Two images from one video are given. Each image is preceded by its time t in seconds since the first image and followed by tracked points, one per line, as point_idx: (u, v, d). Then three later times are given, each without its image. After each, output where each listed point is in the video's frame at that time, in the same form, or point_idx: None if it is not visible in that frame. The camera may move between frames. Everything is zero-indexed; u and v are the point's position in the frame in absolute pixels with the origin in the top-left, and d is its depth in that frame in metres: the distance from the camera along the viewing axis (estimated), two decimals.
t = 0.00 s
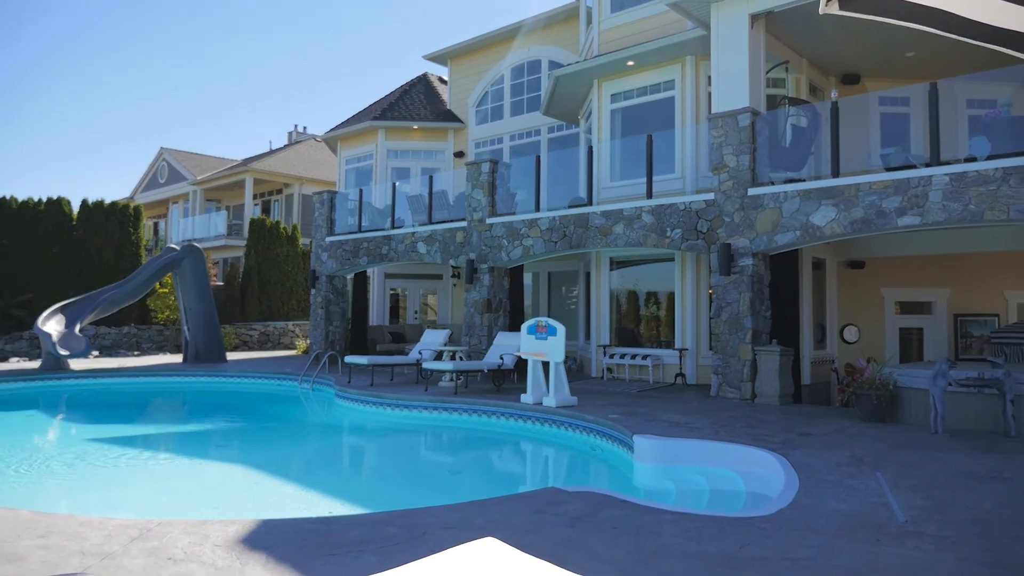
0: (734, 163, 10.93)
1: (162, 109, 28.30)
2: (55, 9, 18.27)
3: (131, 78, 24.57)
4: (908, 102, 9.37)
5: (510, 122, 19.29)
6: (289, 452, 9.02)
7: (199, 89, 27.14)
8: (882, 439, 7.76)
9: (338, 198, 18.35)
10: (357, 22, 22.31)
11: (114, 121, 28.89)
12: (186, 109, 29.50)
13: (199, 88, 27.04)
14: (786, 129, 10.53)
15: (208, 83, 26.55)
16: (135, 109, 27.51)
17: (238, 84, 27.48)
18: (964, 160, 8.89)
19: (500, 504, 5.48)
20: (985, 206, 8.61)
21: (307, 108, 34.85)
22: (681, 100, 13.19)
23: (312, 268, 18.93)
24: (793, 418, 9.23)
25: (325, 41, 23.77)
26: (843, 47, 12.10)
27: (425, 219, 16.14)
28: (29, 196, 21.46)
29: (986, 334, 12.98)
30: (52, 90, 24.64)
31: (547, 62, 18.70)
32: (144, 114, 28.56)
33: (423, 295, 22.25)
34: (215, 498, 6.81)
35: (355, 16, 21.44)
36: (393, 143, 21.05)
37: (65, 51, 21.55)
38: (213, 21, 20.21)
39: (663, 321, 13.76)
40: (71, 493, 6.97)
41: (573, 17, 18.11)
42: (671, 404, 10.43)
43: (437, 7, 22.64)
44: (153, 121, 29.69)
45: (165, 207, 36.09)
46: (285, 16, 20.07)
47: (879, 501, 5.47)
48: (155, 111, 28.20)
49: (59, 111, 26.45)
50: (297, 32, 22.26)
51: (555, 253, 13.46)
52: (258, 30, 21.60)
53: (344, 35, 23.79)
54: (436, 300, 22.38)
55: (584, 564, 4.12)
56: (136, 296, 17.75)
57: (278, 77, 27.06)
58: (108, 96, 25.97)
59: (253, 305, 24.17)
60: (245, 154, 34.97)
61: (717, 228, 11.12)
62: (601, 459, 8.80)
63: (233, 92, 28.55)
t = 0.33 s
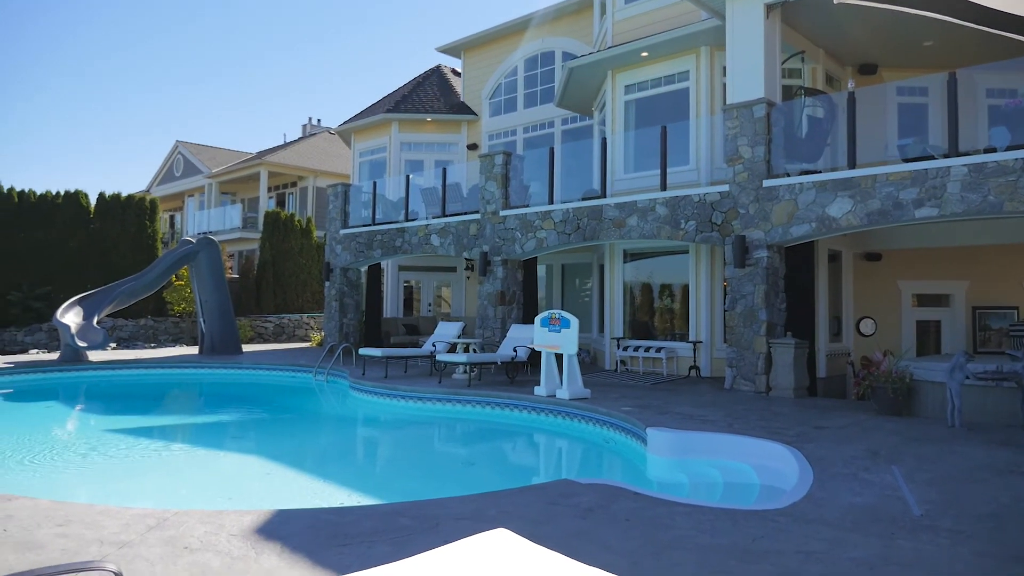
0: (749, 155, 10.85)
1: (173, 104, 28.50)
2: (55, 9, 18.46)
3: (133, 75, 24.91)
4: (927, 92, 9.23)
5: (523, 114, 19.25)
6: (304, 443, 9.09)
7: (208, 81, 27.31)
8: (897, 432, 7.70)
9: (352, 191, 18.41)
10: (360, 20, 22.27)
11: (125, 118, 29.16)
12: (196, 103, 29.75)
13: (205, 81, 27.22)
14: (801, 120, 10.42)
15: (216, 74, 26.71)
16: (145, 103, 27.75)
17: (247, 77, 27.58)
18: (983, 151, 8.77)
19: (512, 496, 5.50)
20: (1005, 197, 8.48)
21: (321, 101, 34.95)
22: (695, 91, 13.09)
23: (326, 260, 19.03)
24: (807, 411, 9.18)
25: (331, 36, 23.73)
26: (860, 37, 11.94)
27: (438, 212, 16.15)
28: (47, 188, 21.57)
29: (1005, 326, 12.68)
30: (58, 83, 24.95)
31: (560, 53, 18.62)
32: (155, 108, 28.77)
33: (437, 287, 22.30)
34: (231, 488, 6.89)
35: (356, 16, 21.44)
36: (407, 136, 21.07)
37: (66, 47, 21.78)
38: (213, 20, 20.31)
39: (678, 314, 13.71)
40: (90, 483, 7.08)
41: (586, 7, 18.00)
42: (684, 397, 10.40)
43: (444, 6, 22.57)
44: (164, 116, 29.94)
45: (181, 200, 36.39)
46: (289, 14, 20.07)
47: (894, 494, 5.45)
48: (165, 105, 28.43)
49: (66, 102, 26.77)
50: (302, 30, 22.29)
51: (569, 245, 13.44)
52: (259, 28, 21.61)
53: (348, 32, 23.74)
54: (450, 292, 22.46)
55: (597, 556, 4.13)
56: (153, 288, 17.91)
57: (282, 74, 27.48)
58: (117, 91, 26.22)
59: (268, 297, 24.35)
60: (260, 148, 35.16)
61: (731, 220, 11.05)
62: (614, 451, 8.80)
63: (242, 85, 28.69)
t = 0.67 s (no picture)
0: (768, 146, 10.74)
1: (189, 84, 28.88)
2: (54, 11, 18.75)
3: (144, 68, 25.40)
4: (950, 82, 9.10)
5: (541, 106, 19.19)
6: (323, 435, 9.20)
7: (220, 71, 27.56)
8: (917, 427, 7.62)
9: (369, 183, 18.49)
10: (360, 21, 22.28)
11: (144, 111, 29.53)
12: (214, 89, 30.23)
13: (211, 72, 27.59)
14: (822, 111, 10.30)
15: (222, 66, 27.01)
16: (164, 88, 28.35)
17: (259, 70, 27.86)
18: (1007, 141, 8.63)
19: (529, 488, 5.52)
20: None
21: (338, 93, 35.09)
22: (714, 82, 12.98)
23: (344, 253, 19.15)
24: (826, 405, 9.11)
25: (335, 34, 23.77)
26: (882, 27, 11.74)
27: (456, 205, 16.19)
28: (69, 182, 21.82)
29: None
30: (64, 76, 25.55)
31: (577, 45, 18.54)
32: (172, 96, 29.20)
33: (454, 280, 22.38)
34: (251, 479, 6.99)
35: (352, 18, 21.54)
36: (424, 129, 21.12)
37: (66, 45, 22.14)
38: (212, 20, 20.50)
39: (696, 307, 13.63)
40: (113, 472, 7.22)
41: None
42: (702, 390, 10.37)
43: (449, 6, 22.51)
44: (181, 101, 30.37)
45: (200, 194, 36.77)
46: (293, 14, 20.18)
47: (914, 489, 5.40)
48: (183, 88, 29.13)
49: (76, 90, 27.32)
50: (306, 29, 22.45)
51: (586, 238, 13.41)
52: (259, 28, 21.80)
53: (350, 31, 23.74)
54: (467, 285, 22.53)
55: (613, 548, 4.14)
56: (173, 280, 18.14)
57: (295, 67, 28.00)
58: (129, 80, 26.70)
59: (287, 290, 24.58)
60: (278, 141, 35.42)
61: (750, 213, 10.95)
62: (631, 444, 8.81)
63: (251, 75, 28.93)
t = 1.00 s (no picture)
0: (788, 138, 10.62)
1: (208, 78, 29.12)
2: (56, 9, 19.42)
3: (162, 62, 25.60)
4: (975, 72, 8.94)
5: (558, 98, 19.12)
6: (341, 427, 9.30)
7: (238, 65, 27.76)
8: (938, 421, 7.53)
9: (387, 176, 18.56)
10: (355, 21, 22.85)
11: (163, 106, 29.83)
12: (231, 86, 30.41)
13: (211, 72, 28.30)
14: (842, 101, 10.16)
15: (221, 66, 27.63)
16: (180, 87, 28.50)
17: (277, 63, 28.02)
18: None
19: (546, 480, 5.55)
20: None
21: (356, 87, 35.21)
22: (733, 74, 12.87)
23: (362, 246, 19.26)
24: (846, 399, 9.02)
25: (331, 34, 24.40)
26: (905, 16, 11.54)
27: (473, 198, 16.21)
28: (91, 176, 22.12)
29: None
30: (65, 75, 26.24)
31: (595, 37, 18.43)
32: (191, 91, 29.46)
33: (472, 273, 22.44)
34: (270, 470, 7.09)
35: (349, 17, 21.91)
36: (441, 122, 21.14)
37: (66, 43, 22.78)
38: (212, 20, 21.11)
39: (714, 299, 13.55)
40: (136, 463, 7.36)
41: None
42: (719, 383, 10.32)
43: (446, 5, 22.89)
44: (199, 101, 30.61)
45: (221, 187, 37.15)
46: (293, 14, 20.72)
47: (934, 484, 5.34)
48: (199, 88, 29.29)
49: (76, 91, 28.00)
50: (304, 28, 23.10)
51: (603, 231, 13.37)
52: (256, 28, 22.46)
53: (348, 31, 24.36)
54: (484, 278, 22.58)
55: (629, 541, 4.16)
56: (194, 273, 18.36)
57: (312, 60, 28.14)
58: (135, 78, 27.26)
59: (306, 283, 24.79)
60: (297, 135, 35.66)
61: (769, 205, 10.85)
62: (648, 437, 8.80)
63: (253, 75, 29.64)
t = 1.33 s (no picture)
0: (808, 130, 10.51)
1: (226, 72, 29.35)
2: (56, 9, 20.00)
3: (182, 55, 25.83)
4: (1001, 61, 8.77)
5: (577, 91, 19.03)
6: (360, 419, 9.39)
7: (256, 60, 27.93)
8: (961, 416, 7.43)
9: (405, 169, 18.61)
10: (355, 21, 23.30)
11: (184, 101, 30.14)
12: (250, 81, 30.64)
13: (207, 72, 29.19)
14: (864, 93, 10.00)
15: (222, 65, 28.32)
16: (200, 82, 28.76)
17: (295, 57, 28.13)
18: None
19: (563, 473, 5.58)
20: None
21: (375, 81, 35.30)
22: (752, 65, 12.74)
23: (380, 239, 19.36)
24: (866, 393, 8.94)
25: (330, 34, 24.92)
26: (930, 5, 11.32)
27: (490, 190, 16.21)
28: (113, 171, 22.46)
29: None
30: (65, 74, 27.29)
31: (613, 29, 18.33)
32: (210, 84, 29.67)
33: (490, 266, 22.48)
34: (291, 461, 7.19)
35: (348, 18, 22.53)
36: (459, 115, 21.13)
37: (67, 43, 23.52)
38: (212, 20, 21.60)
39: (734, 293, 13.46)
40: (158, 454, 7.49)
41: None
42: (738, 376, 10.28)
43: (445, 4, 23.08)
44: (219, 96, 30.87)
45: (241, 181, 37.53)
46: (293, 15, 21.27)
47: (956, 479, 5.29)
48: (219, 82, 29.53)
49: (78, 87, 28.93)
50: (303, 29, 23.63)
51: (621, 224, 13.32)
52: (256, 28, 22.93)
53: (348, 32, 24.87)
54: (502, 271, 22.62)
55: (646, 534, 4.17)
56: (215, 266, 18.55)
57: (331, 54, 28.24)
58: (138, 75, 28.11)
59: (325, 276, 25.00)
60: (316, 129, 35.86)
61: (789, 197, 10.75)
62: (666, 431, 8.79)
63: (252, 74, 30.49)
